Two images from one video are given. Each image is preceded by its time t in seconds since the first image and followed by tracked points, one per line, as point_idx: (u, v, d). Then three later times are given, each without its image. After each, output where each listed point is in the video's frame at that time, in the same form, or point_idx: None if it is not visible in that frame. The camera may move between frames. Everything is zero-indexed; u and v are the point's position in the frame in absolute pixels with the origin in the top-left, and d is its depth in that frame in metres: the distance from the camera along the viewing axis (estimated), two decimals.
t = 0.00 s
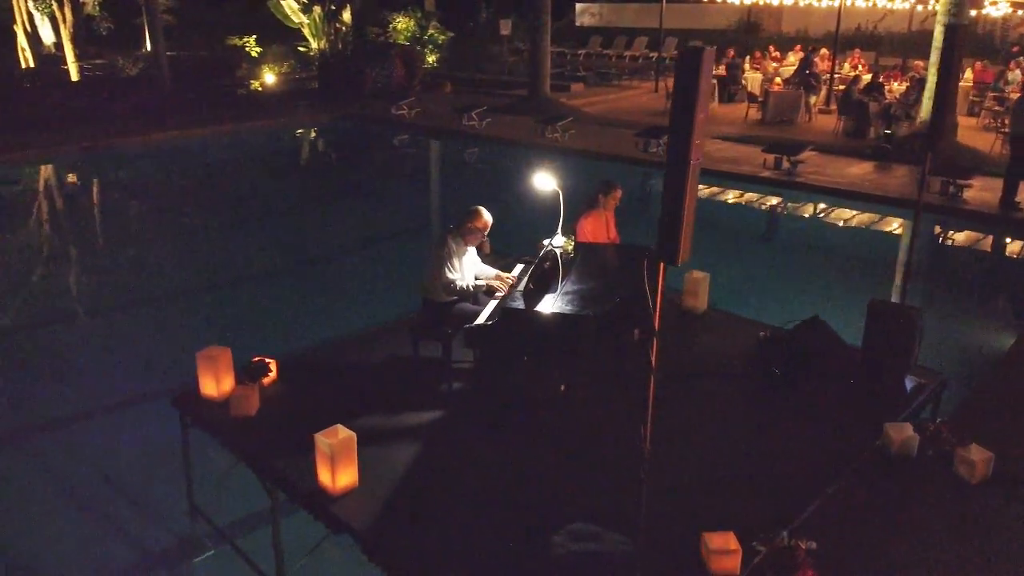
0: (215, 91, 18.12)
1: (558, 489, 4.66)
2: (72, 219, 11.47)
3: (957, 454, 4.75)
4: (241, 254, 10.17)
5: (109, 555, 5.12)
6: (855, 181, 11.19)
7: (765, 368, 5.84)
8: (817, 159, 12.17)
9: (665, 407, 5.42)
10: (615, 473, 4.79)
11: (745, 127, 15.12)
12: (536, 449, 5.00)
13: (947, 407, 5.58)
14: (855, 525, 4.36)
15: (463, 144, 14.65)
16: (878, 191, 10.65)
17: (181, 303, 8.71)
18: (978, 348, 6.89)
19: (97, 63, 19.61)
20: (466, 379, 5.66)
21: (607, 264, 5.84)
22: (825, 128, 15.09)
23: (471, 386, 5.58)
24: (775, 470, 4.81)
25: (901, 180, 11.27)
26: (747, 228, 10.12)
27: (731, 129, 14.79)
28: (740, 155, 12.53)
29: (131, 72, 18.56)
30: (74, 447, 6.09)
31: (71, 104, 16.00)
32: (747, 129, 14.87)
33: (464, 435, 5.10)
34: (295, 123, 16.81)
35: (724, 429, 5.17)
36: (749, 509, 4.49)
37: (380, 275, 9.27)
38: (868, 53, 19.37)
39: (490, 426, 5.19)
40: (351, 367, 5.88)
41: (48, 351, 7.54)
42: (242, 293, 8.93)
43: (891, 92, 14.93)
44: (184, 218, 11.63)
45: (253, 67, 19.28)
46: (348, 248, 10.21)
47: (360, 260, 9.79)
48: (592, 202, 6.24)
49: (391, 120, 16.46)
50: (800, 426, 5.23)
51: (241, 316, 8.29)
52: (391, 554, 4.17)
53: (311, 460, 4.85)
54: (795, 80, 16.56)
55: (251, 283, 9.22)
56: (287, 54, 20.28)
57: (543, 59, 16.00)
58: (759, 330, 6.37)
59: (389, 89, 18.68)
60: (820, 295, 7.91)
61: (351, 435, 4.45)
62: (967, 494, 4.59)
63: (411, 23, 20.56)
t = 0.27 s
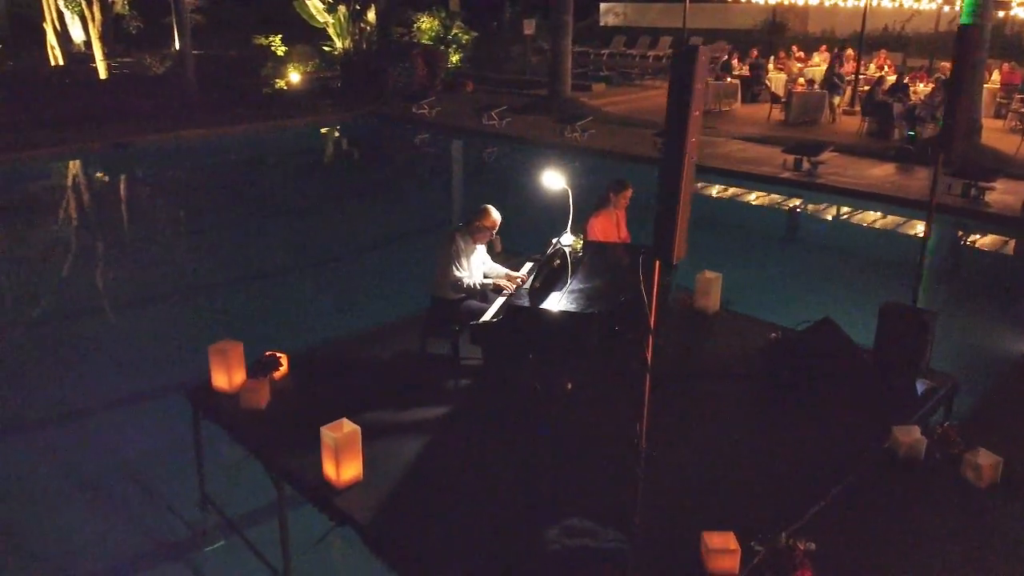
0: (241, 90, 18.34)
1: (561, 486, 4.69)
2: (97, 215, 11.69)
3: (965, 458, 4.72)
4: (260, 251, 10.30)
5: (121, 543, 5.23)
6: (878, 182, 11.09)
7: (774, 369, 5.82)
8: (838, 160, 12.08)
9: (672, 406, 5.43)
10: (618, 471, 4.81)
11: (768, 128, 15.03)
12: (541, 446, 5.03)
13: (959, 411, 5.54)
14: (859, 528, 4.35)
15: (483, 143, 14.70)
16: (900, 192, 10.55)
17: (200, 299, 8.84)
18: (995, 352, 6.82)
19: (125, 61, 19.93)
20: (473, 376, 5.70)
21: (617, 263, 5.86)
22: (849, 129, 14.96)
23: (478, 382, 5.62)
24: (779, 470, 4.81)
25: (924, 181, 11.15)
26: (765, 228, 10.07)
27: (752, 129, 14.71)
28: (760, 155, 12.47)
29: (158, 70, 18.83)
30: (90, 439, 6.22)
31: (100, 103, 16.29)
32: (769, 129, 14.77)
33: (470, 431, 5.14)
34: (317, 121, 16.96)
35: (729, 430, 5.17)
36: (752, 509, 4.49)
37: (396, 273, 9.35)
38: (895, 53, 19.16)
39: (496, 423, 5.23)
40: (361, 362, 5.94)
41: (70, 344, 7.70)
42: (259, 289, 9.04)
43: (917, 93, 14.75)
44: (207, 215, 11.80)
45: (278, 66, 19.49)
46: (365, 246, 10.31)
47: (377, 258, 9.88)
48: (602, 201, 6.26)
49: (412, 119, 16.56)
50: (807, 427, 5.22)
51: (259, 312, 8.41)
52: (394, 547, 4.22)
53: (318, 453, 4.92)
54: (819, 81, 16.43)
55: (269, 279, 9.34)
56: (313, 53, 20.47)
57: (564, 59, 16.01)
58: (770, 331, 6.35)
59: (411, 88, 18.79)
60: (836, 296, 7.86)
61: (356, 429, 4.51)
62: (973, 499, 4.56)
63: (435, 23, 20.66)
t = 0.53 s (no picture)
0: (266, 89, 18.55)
1: (564, 484, 4.72)
2: (121, 211, 11.89)
3: (972, 462, 4.68)
4: (279, 248, 10.42)
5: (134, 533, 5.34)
6: (899, 184, 11.00)
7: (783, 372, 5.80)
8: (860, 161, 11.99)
9: (678, 406, 5.44)
10: (621, 470, 4.82)
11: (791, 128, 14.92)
12: (546, 444, 5.06)
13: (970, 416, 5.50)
14: (861, 530, 4.33)
15: (504, 143, 14.75)
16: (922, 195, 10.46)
17: (219, 295, 8.97)
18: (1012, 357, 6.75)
19: (152, 60, 20.21)
20: (481, 373, 5.75)
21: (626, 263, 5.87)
22: (873, 131, 14.82)
23: (486, 380, 5.66)
24: (784, 472, 4.80)
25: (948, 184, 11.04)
26: (783, 229, 10.02)
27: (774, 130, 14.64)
28: (782, 156, 12.42)
29: (185, 69, 19.09)
30: (107, 432, 6.34)
31: (127, 101, 16.56)
32: (791, 130, 14.68)
33: (476, 428, 5.19)
34: (339, 120, 17.10)
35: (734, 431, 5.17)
36: (754, 509, 4.49)
37: (412, 271, 9.42)
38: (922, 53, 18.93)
39: (502, 420, 5.27)
40: (372, 358, 6.01)
41: (91, 338, 7.85)
42: (277, 286, 9.16)
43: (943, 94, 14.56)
44: (229, 212, 11.97)
45: (302, 66, 19.68)
46: (382, 244, 10.39)
47: (394, 256, 9.97)
48: (613, 201, 6.28)
49: (434, 118, 16.65)
50: (813, 429, 5.20)
51: (276, 309, 8.52)
52: (396, 541, 4.26)
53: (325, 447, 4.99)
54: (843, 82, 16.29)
55: (287, 276, 9.46)
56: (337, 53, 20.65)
57: (586, 59, 16.02)
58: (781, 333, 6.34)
59: (434, 88, 18.88)
60: (852, 298, 7.81)
61: (361, 423, 4.57)
62: (981, 505, 4.52)
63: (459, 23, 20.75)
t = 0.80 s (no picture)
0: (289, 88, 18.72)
1: (566, 483, 4.74)
2: (144, 207, 12.07)
3: (979, 468, 4.64)
4: (296, 245, 10.53)
5: (145, 523, 5.43)
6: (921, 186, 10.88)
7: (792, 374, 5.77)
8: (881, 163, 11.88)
9: (684, 407, 5.43)
10: (624, 470, 4.83)
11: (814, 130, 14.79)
12: (550, 443, 5.08)
13: (981, 421, 5.45)
14: (863, 534, 4.30)
15: (523, 142, 14.77)
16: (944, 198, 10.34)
17: (236, 291, 9.09)
18: None
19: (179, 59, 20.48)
20: (488, 372, 5.78)
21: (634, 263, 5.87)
22: (897, 133, 14.65)
23: (493, 379, 5.68)
24: (787, 474, 4.78)
25: (970, 187, 10.90)
26: (801, 231, 9.95)
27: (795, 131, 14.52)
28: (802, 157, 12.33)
29: (210, 68, 19.32)
30: (124, 424, 6.47)
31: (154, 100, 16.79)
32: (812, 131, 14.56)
33: (480, 426, 5.22)
34: (361, 119, 17.22)
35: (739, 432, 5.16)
36: (756, 511, 4.47)
37: (427, 270, 9.48)
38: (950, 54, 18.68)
39: (506, 419, 5.30)
40: (380, 355, 6.06)
41: (110, 333, 7.99)
42: (293, 283, 9.26)
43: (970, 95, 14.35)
44: (249, 210, 12.11)
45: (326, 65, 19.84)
46: (398, 243, 10.46)
47: (410, 255, 10.03)
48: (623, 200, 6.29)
49: (455, 118, 16.72)
50: (819, 432, 5.17)
51: (291, 305, 8.61)
52: (398, 536, 4.31)
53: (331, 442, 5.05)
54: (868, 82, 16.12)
55: (303, 273, 9.56)
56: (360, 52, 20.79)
57: (607, 59, 15.99)
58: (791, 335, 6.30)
59: (455, 87, 18.94)
60: (867, 301, 7.75)
61: (366, 419, 4.62)
62: (987, 511, 4.48)
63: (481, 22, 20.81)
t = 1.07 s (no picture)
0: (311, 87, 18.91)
1: (566, 480, 4.77)
2: (165, 204, 12.27)
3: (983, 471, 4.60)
4: (313, 243, 10.65)
5: (154, 514, 5.54)
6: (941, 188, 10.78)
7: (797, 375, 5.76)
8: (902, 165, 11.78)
9: (687, 407, 5.44)
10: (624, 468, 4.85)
11: (833, 131, 14.68)
12: (552, 440, 5.11)
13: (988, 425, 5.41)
14: (862, 535, 4.29)
15: (540, 142, 14.81)
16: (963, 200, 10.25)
17: (251, 288, 9.22)
18: None
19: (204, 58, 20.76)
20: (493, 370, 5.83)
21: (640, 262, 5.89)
22: (919, 134, 14.50)
23: (498, 376, 5.73)
24: (788, 475, 4.77)
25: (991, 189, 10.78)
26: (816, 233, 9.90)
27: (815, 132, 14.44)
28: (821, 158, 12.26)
29: (234, 67, 19.57)
30: (137, 418, 6.58)
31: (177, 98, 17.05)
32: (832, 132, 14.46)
33: (484, 422, 5.26)
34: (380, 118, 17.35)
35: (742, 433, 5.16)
36: (755, 511, 4.48)
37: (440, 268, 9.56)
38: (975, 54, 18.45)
39: (509, 416, 5.34)
40: (388, 351, 6.13)
41: (126, 327, 8.14)
42: (308, 280, 9.37)
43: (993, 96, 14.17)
44: (267, 207, 12.27)
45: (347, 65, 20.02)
46: (413, 241, 10.55)
47: (424, 254, 10.11)
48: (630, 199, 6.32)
49: (473, 117, 16.79)
50: (822, 433, 5.16)
51: (305, 302, 8.72)
52: (397, 530, 4.36)
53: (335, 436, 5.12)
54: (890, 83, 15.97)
55: (318, 270, 9.67)
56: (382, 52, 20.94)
57: (626, 59, 15.98)
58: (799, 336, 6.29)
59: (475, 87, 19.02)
60: (880, 303, 7.71)
61: (368, 414, 4.68)
62: (990, 515, 4.44)
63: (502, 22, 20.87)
